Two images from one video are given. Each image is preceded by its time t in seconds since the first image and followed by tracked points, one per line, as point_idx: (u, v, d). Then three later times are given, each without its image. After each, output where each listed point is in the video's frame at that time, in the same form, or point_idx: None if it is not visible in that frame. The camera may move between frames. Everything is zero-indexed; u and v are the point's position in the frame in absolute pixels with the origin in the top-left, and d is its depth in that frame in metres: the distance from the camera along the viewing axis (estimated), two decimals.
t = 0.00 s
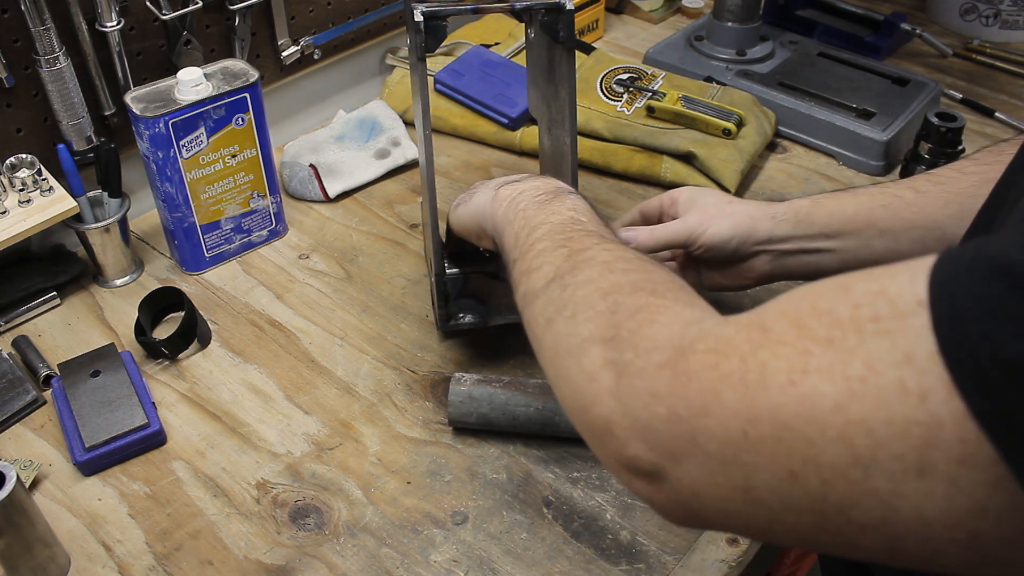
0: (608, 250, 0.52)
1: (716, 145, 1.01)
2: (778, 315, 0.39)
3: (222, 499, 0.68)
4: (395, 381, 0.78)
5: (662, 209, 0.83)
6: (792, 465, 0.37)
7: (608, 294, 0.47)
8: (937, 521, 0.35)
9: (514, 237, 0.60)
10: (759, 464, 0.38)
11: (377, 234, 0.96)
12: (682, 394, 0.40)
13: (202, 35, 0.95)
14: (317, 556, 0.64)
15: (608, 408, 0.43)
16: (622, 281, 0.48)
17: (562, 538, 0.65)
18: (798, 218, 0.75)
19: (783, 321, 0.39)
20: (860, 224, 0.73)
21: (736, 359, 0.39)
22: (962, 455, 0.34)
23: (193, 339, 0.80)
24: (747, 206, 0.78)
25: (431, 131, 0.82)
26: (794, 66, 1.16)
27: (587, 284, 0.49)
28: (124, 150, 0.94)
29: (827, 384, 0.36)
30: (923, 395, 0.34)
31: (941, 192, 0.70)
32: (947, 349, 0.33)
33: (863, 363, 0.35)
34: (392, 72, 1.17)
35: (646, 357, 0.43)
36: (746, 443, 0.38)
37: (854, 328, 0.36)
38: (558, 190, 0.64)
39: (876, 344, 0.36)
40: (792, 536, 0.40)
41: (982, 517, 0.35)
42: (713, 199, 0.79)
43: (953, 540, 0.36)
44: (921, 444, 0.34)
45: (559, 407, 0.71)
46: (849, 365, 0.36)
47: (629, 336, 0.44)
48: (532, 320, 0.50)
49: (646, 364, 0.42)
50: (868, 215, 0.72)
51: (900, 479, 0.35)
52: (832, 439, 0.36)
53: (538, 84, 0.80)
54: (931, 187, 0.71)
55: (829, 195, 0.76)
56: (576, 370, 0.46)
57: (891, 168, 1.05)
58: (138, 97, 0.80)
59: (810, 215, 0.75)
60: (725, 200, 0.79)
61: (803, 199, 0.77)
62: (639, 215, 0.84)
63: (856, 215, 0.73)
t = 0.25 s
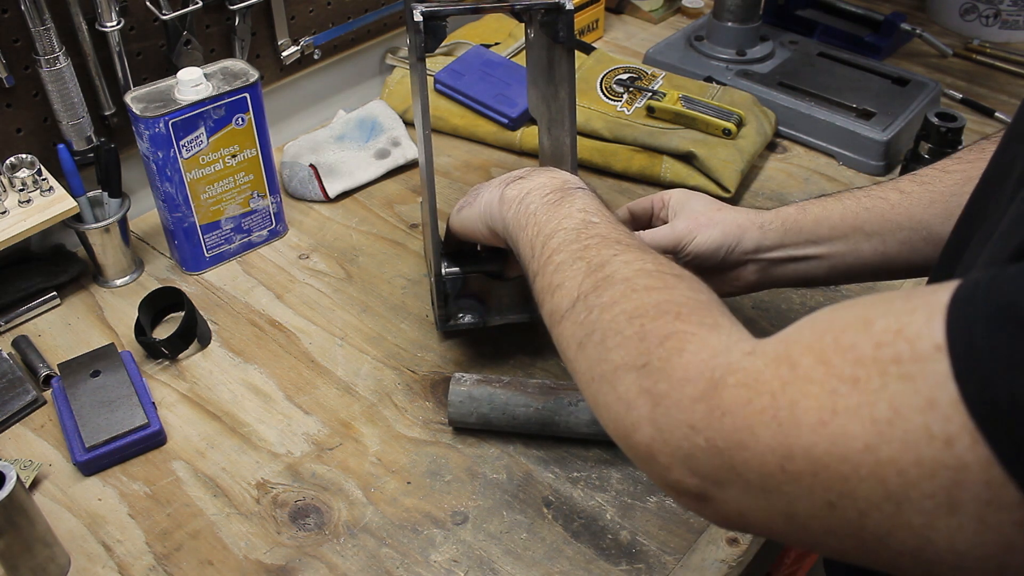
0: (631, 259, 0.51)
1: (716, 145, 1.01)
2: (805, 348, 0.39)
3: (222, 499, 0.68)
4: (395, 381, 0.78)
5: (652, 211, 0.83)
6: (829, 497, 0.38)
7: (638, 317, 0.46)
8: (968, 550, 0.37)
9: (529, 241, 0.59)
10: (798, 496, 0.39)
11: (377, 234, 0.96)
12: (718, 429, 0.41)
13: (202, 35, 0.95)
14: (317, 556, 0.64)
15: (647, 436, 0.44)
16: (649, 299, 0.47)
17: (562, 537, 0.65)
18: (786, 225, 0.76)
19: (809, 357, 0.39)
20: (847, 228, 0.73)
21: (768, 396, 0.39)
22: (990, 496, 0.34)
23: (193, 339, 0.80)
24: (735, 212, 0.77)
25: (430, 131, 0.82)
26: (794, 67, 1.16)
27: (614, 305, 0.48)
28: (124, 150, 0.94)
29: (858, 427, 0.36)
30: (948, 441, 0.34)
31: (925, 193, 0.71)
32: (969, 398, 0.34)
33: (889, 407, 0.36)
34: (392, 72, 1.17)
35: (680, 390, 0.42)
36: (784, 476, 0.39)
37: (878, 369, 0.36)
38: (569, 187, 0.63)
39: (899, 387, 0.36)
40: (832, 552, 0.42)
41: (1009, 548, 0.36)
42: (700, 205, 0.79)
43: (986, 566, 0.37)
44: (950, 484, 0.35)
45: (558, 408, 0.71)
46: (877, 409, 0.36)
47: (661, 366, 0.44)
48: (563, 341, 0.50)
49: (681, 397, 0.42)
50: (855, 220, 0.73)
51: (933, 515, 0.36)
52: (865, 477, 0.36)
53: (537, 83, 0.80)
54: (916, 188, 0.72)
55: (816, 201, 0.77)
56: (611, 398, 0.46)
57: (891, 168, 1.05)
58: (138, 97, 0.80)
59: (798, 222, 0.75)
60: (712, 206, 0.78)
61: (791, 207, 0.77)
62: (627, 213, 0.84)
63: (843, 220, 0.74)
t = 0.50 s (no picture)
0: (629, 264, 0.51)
1: (716, 145, 1.01)
2: (790, 364, 0.39)
3: (222, 499, 0.68)
4: (395, 381, 0.78)
5: (652, 208, 0.83)
6: (817, 513, 0.38)
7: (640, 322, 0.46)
8: (950, 568, 0.37)
9: (523, 242, 0.59)
10: (788, 509, 0.39)
11: (377, 234, 0.96)
12: (710, 444, 0.41)
13: (202, 35, 0.95)
14: (317, 556, 0.64)
15: (645, 448, 0.44)
16: (649, 309, 0.47)
17: (562, 537, 0.65)
18: (786, 224, 0.76)
19: (795, 374, 0.39)
20: (846, 226, 0.73)
21: (755, 413, 0.39)
22: (967, 516, 0.35)
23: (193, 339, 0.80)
24: (735, 211, 0.77)
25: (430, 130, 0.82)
26: (794, 67, 1.16)
27: (613, 312, 0.48)
28: (124, 150, 0.94)
29: (841, 445, 0.36)
30: (925, 461, 0.35)
31: (922, 191, 0.70)
32: (943, 420, 0.34)
33: (869, 427, 0.36)
34: (392, 72, 1.17)
35: (673, 405, 0.43)
36: (774, 491, 0.39)
37: (858, 388, 0.36)
38: (561, 183, 0.63)
39: (879, 408, 0.36)
40: (827, 561, 0.42)
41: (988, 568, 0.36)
42: (700, 203, 0.79)
43: None
44: (929, 504, 0.35)
45: (558, 407, 0.71)
46: (863, 430, 0.36)
47: (655, 380, 0.44)
48: (560, 350, 0.51)
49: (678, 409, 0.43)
50: (853, 217, 0.73)
51: (916, 533, 0.36)
52: (850, 495, 0.37)
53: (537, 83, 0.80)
54: (913, 184, 0.71)
55: (815, 199, 0.77)
56: (608, 409, 0.46)
57: (891, 168, 1.05)
58: (138, 97, 0.80)
59: (796, 220, 0.76)
60: (712, 204, 0.78)
61: (790, 205, 0.77)
62: (627, 211, 0.83)
63: (842, 218, 0.74)
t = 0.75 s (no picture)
0: (624, 272, 0.46)
1: (716, 145, 1.01)
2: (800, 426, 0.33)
3: (222, 499, 0.68)
4: (395, 381, 0.78)
5: (650, 209, 0.85)
6: None
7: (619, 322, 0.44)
8: None
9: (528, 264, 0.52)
10: None
11: (377, 234, 0.96)
12: (728, 515, 0.36)
13: (202, 35, 0.95)
14: (317, 556, 0.64)
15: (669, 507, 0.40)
16: (639, 322, 0.42)
17: (562, 537, 0.65)
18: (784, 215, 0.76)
19: (804, 440, 0.33)
20: (844, 218, 0.73)
21: (769, 485, 0.34)
22: None
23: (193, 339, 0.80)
24: (732, 206, 0.79)
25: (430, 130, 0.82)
26: (794, 67, 1.16)
27: (591, 324, 0.44)
28: (123, 150, 0.94)
29: (818, 503, 0.32)
30: (941, 531, 0.29)
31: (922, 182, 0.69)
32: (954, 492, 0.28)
33: (884, 501, 0.30)
34: (392, 72, 1.17)
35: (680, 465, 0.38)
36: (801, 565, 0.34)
37: (867, 457, 0.31)
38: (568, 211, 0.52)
39: (891, 480, 0.30)
40: None
41: None
42: (697, 200, 0.80)
43: None
44: None
45: (558, 407, 0.71)
46: (853, 492, 0.31)
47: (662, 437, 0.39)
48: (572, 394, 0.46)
49: (645, 424, 0.40)
50: (851, 208, 0.72)
51: None
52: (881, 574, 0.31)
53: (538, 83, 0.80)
54: (912, 176, 0.70)
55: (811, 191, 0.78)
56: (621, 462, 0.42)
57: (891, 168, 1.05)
58: (138, 97, 0.80)
59: (794, 211, 0.76)
60: (709, 200, 0.80)
61: (786, 198, 0.78)
62: (626, 216, 0.86)
63: (840, 209, 0.73)
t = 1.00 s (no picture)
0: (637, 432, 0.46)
1: (716, 145, 1.00)
2: None
3: (222, 499, 0.68)
4: (395, 381, 0.78)
5: (651, 205, 0.85)
6: None
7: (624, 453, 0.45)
8: None
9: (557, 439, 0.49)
10: None
11: (377, 234, 0.96)
12: None
13: (202, 35, 0.95)
14: (317, 556, 0.64)
15: None
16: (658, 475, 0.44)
17: (562, 538, 0.65)
18: (787, 228, 0.76)
19: None
20: (845, 230, 0.73)
21: None
22: None
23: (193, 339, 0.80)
24: (736, 214, 0.79)
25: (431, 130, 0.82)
26: (794, 67, 1.16)
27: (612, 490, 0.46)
28: (123, 150, 0.94)
29: None
30: None
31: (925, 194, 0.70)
32: None
33: None
34: (392, 72, 1.17)
35: None
36: None
37: None
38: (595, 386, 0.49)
39: None
40: None
41: None
42: (700, 204, 0.80)
43: None
44: None
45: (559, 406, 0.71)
46: None
47: None
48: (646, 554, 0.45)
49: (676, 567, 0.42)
50: (853, 220, 0.73)
51: None
52: None
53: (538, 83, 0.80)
54: (914, 187, 0.71)
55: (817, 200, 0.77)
56: None
57: (891, 168, 1.05)
58: (138, 97, 0.80)
59: (797, 224, 0.76)
60: (712, 205, 0.80)
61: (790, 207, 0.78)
62: (627, 208, 0.86)
63: (841, 222, 0.74)
